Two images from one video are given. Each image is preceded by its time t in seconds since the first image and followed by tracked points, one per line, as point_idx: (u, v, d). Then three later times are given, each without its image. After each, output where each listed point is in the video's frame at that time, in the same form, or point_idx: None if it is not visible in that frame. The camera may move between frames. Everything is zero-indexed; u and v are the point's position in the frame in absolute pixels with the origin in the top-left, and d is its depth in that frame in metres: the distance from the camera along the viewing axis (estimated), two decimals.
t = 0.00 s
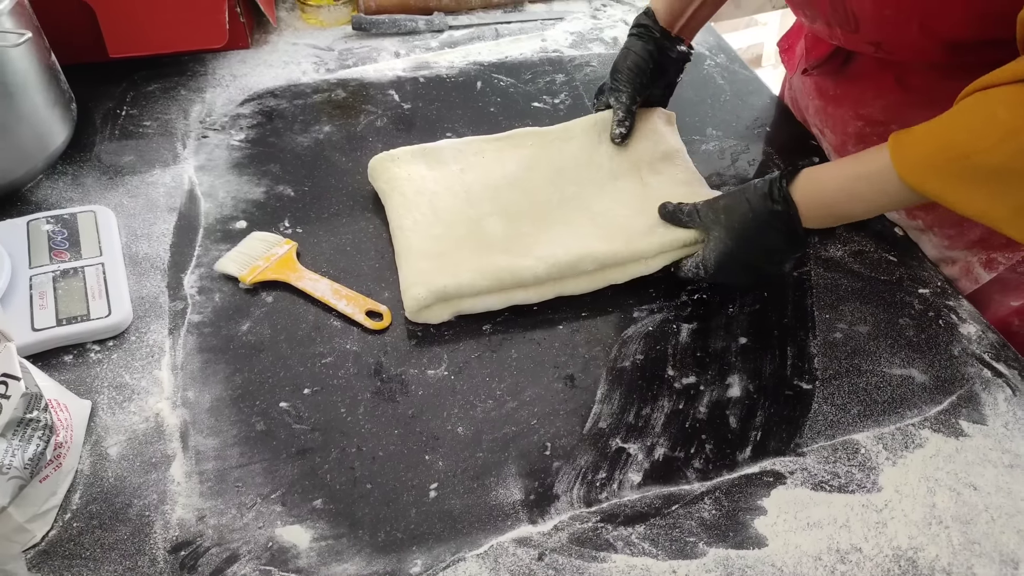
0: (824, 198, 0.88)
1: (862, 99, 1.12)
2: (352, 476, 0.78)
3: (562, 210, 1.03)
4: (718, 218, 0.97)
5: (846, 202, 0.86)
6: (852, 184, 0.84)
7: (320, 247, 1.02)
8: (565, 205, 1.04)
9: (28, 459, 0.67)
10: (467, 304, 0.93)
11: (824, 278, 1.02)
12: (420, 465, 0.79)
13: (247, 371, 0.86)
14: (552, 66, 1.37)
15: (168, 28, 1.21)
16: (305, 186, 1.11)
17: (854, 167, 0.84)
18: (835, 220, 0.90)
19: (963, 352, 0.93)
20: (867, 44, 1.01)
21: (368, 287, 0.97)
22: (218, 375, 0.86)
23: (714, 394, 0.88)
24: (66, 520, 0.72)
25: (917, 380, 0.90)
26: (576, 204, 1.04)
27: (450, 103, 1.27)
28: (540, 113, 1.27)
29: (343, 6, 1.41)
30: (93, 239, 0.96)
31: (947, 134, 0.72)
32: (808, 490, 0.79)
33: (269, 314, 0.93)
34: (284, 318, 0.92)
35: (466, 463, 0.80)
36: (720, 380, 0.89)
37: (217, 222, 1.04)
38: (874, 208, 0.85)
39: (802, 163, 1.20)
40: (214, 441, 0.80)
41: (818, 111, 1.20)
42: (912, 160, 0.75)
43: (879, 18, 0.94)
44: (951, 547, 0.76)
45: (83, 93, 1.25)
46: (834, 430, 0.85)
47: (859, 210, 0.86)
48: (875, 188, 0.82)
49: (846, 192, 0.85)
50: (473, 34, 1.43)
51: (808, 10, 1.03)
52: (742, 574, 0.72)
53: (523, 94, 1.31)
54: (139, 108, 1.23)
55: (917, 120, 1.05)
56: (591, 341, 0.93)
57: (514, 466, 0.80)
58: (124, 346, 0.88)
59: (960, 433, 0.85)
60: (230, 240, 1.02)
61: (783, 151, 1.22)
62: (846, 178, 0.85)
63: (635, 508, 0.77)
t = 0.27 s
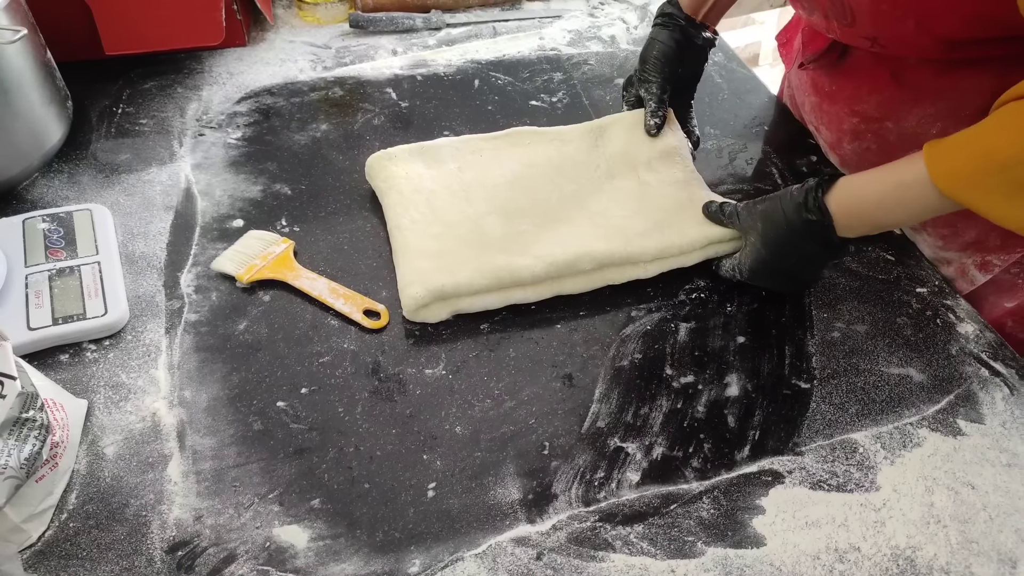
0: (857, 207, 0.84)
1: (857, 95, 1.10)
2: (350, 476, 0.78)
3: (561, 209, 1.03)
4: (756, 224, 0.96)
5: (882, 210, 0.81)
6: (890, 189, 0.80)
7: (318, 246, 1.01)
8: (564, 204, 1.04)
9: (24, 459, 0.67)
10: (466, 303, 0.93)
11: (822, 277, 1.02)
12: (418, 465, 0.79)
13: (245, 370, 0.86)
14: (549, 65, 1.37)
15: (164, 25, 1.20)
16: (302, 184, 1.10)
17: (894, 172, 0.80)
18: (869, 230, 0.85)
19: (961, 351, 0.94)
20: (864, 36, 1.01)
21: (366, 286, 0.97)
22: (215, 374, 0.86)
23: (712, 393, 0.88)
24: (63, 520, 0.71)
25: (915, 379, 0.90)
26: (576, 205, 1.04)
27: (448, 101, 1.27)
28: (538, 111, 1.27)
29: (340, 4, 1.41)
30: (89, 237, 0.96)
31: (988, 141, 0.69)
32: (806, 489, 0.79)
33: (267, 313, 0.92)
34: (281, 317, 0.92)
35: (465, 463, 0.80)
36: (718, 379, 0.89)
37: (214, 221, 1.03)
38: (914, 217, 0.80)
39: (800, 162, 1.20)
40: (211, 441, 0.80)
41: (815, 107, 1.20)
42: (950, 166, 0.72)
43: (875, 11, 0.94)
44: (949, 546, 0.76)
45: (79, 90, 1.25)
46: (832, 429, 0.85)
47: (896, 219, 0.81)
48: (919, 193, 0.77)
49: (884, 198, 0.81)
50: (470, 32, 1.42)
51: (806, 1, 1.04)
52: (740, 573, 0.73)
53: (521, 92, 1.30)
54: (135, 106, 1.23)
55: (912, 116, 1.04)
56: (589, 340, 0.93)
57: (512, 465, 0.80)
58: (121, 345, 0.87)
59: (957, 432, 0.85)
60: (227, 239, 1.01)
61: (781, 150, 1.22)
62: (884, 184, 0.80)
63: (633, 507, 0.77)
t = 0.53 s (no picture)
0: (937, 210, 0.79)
1: (866, 92, 1.10)
2: (354, 474, 0.78)
3: (565, 209, 1.03)
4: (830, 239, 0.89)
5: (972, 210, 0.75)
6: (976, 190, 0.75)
7: (322, 246, 1.02)
8: (567, 204, 1.04)
9: (31, 455, 0.67)
10: (469, 303, 0.93)
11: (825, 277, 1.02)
12: (422, 464, 0.79)
13: (249, 369, 0.86)
14: (553, 65, 1.37)
15: (169, 25, 1.20)
16: (306, 184, 1.11)
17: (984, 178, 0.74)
18: (958, 241, 0.78)
19: (965, 351, 0.94)
20: (878, 29, 1.01)
21: (370, 285, 0.97)
22: (220, 373, 0.86)
23: (716, 392, 0.88)
24: (69, 517, 0.72)
25: (919, 379, 0.90)
26: (580, 204, 1.04)
27: (451, 101, 1.28)
28: (542, 111, 1.27)
29: (344, 4, 1.41)
30: (94, 236, 0.96)
31: None
32: (810, 489, 0.79)
33: (271, 312, 0.93)
34: (285, 316, 0.92)
35: (469, 461, 0.80)
36: (722, 378, 0.89)
37: (218, 220, 1.04)
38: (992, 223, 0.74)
39: (803, 163, 1.20)
40: (216, 439, 0.80)
41: (821, 105, 1.20)
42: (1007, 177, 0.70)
43: None
44: (954, 545, 0.76)
45: (84, 91, 1.25)
46: (837, 428, 0.85)
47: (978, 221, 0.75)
48: (1011, 189, 0.71)
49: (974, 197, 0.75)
50: (473, 33, 1.43)
51: None
52: (745, 572, 0.72)
53: (524, 93, 1.31)
54: (140, 106, 1.23)
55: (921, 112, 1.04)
56: (593, 339, 0.93)
57: (516, 464, 0.80)
58: (126, 343, 0.88)
59: (962, 432, 0.85)
60: (232, 238, 1.02)
61: (784, 151, 1.23)
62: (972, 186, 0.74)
63: (638, 506, 0.77)
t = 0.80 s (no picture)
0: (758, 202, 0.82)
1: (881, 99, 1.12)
2: (355, 476, 0.78)
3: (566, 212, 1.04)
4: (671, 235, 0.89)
5: (779, 194, 0.78)
6: (782, 174, 0.78)
7: (322, 248, 1.02)
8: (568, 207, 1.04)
9: (32, 458, 0.68)
10: (470, 305, 0.93)
11: (825, 280, 1.02)
12: (422, 466, 0.79)
13: (250, 372, 0.87)
14: (553, 69, 1.38)
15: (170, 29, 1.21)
16: (307, 187, 1.11)
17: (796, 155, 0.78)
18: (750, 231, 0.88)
19: (965, 355, 0.94)
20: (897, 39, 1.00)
21: (371, 288, 0.97)
22: (221, 375, 0.86)
23: (716, 396, 0.88)
24: (70, 519, 0.72)
25: (919, 382, 0.90)
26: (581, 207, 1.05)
27: (452, 105, 1.28)
28: (542, 115, 1.28)
29: (345, 8, 1.42)
30: (96, 239, 0.96)
31: (894, 121, 0.63)
32: (810, 492, 0.80)
33: (272, 314, 0.93)
34: (286, 319, 0.92)
35: (469, 464, 0.80)
36: (722, 382, 0.89)
37: (219, 223, 1.04)
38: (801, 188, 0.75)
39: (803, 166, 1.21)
40: (217, 441, 0.80)
41: (831, 108, 1.22)
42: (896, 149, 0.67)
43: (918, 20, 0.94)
44: (953, 549, 0.76)
45: (85, 93, 1.26)
46: (836, 432, 0.85)
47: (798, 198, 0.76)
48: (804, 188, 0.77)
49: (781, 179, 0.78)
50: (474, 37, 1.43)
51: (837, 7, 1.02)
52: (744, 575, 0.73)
53: (525, 96, 1.31)
54: (141, 109, 1.23)
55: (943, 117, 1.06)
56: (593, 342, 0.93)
57: (516, 467, 0.80)
58: (127, 346, 0.88)
59: (961, 436, 0.85)
60: (233, 241, 1.02)
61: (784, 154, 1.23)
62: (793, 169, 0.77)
63: (637, 509, 0.77)
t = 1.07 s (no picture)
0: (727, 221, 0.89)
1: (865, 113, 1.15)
2: (355, 484, 0.78)
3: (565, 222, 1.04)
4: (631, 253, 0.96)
5: (747, 209, 0.85)
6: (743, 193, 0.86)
7: (323, 257, 1.02)
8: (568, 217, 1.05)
9: (33, 466, 0.68)
10: (469, 315, 0.94)
11: (825, 288, 1.03)
12: (422, 474, 0.80)
13: (250, 380, 0.87)
14: (553, 78, 1.39)
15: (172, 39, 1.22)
16: (308, 196, 1.11)
17: (750, 175, 0.86)
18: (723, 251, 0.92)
19: (964, 362, 0.94)
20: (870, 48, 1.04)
21: (371, 297, 0.98)
22: (221, 384, 0.86)
23: (716, 404, 0.88)
24: (70, 528, 0.72)
25: (918, 390, 0.91)
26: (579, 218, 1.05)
27: (452, 114, 1.29)
28: (542, 124, 1.29)
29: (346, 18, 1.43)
30: (97, 248, 0.97)
31: (847, 117, 0.69)
32: (810, 500, 0.80)
33: (273, 323, 0.93)
34: (287, 328, 0.93)
35: (469, 472, 0.80)
36: (722, 390, 0.90)
37: (220, 232, 1.05)
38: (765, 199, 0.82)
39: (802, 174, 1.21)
40: (218, 449, 0.80)
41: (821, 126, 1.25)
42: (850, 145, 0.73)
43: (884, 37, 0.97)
44: (954, 557, 0.76)
45: (88, 104, 1.26)
46: (836, 439, 0.85)
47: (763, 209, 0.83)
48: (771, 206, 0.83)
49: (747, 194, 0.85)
50: (474, 46, 1.44)
51: (807, 26, 1.07)
52: None
53: (525, 106, 1.32)
54: (143, 119, 1.24)
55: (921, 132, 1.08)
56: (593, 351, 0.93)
57: (517, 475, 0.80)
58: (128, 354, 0.88)
59: (962, 443, 0.86)
60: (234, 249, 1.02)
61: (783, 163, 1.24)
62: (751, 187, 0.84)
63: (638, 517, 0.77)
